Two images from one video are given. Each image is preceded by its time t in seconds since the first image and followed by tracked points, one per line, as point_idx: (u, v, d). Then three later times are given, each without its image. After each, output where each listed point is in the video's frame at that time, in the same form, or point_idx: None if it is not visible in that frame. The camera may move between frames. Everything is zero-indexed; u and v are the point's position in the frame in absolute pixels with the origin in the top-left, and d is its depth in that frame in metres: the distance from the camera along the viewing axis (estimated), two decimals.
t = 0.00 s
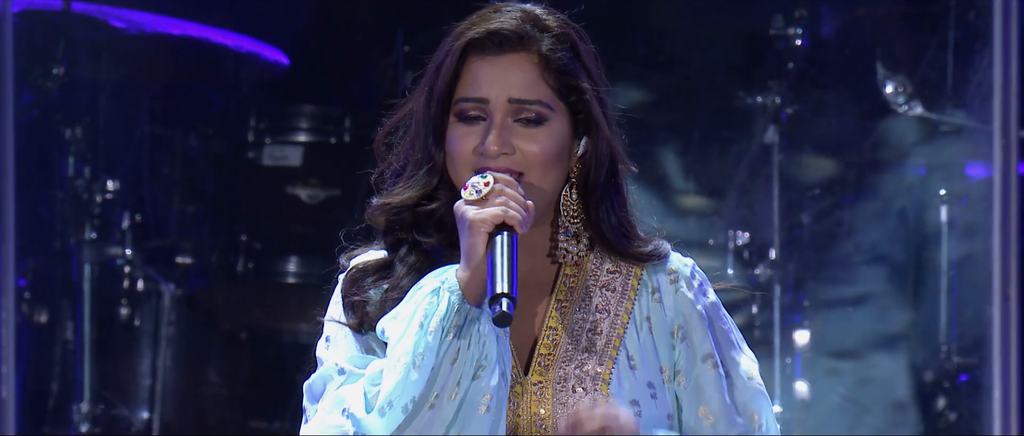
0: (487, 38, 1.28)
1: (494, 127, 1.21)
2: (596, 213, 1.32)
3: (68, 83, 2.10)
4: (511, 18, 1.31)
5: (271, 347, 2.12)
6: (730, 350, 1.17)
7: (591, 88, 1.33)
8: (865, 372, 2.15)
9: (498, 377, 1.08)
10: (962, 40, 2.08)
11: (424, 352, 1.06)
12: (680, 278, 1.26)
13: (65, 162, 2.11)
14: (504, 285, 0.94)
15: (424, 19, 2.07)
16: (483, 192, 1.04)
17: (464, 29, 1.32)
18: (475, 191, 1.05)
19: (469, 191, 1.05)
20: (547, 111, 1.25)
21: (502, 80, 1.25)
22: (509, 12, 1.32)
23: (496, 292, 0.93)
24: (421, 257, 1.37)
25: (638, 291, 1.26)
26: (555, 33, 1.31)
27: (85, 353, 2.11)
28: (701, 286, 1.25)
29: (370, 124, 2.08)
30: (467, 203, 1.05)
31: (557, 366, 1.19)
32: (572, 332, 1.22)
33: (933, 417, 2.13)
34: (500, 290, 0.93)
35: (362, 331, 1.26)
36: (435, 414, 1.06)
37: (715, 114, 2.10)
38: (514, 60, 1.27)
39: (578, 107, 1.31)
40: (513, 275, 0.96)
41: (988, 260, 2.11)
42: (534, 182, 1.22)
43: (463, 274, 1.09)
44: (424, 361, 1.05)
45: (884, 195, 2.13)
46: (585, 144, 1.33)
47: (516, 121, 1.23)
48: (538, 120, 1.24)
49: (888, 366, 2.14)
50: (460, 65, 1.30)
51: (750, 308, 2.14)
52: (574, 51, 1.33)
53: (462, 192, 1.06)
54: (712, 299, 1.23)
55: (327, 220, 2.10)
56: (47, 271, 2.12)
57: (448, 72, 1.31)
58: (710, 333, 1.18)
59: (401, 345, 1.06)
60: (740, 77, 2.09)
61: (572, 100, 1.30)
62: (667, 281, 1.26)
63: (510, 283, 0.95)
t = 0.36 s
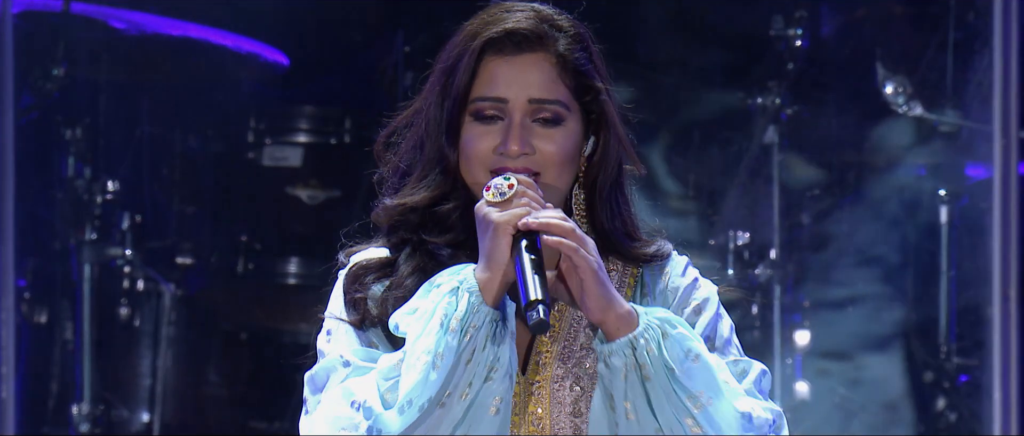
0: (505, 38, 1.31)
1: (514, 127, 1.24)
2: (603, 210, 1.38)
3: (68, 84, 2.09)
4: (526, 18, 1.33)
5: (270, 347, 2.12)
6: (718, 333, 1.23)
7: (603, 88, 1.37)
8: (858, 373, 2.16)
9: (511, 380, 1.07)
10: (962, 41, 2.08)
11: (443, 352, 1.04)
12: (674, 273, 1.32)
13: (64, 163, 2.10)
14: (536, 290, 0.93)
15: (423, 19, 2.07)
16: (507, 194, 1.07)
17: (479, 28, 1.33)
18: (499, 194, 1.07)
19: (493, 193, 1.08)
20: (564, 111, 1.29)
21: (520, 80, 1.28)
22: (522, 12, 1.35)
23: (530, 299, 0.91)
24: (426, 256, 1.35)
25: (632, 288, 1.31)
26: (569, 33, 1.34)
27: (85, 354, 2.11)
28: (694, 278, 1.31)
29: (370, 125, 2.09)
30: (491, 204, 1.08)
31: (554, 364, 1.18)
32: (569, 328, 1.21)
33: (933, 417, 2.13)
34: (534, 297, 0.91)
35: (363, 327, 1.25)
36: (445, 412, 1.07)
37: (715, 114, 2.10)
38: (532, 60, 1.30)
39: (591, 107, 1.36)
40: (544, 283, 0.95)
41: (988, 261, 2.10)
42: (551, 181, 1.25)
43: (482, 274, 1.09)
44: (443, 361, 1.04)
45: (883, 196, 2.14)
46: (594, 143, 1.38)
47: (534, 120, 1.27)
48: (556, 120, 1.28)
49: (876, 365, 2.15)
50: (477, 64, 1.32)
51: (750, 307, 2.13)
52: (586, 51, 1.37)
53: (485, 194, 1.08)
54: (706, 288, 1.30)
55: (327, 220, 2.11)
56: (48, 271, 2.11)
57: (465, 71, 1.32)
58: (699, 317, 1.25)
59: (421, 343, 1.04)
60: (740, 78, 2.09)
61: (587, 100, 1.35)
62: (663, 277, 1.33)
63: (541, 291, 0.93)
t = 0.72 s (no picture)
0: (505, 37, 1.31)
1: (514, 126, 1.25)
2: (598, 207, 1.39)
3: (68, 83, 2.07)
4: (525, 17, 1.33)
5: (271, 346, 2.13)
6: (709, 323, 1.25)
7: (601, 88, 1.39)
8: (857, 373, 2.17)
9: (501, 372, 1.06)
10: (962, 40, 2.05)
11: (428, 342, 1.05)
12: (666, 266, 1.33)
13: (64, 163, 2.09)
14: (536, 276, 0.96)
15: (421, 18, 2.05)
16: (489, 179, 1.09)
17: (478, 27, 1.33)
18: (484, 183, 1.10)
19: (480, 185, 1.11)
20: (564, 109, 1.29)
21: (520, 79, 1.29)
22: (521, 11, 1.35)
23: (530, 283, 0.94)
24: (419, 252, 1.36)
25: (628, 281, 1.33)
26: (568, 32, 1.35)
27: (85, 353, 2.11)
28: (686, 270, 1.32)
29: (370, 124, 2.09)
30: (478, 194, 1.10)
31: (546, 360, 1.19)
32: (563, 323, 1.21)
33: (932, 416, 2.13)
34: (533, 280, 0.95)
35: (356, 321, 1.26)
36: (434, 404, 1.06)
37: (715, 113, 2.10)
38: (531, 59, 1.31)
39: (589, 106, 1.37)
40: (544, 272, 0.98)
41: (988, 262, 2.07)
42: (551, 179, 1.26)
43: (471, 266, 1.09)
44: (428, 351, 1.04)
45: (883, 195, 2.14)
46: (590, 142, 1.40)
47: (534, 119, 1.27)
48: (555, 118, 1.28)
49: (877, 365, 2.16)
50: (477, 63, 1.32)
51: (749, 306, 2.13)
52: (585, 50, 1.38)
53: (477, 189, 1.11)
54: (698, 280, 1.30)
55: (327, 220, 2.10)
56: (46, 271, 2.08)
57: (465, 71, 1.32)
58: (689, 310, 1.25)
59: (405, 333, 1.05)
60: (738, 78, 2.10)
61: (586, 99, 1.37)
62: (654, 271, 1.34)
63: (541, 275, 0.97)
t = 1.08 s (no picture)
0: (517, 35, 1.33)
1: (527, 124, 1.27)
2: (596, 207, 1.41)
3: (68, 83, 2.07)
4: (536, 14, 1.34)
5: (273, 345, 2.13)
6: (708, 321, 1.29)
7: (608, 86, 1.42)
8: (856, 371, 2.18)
9: None
10: (961, 40, 2.05)
11: (368, 417, 1.05)
12: (666, 262, 1.35)
13: (64, 162, 2.08)
14: (570, 251, 0.97)
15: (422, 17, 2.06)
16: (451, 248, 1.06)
17: (488, 24, 1.34)
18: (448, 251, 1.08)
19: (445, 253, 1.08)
20: (573, 107, 1.31)
21: (533, 77, 1.30)
22: (531, 8, 1.36)
23: (565, 259, 0.96)
24: (411, 259, 1.36)
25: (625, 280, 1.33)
26: (576, 30, 1.37)
27: (85, 353, 2.11)
28: (686, 266, 1.34)
29: (370, 123, 2.09)
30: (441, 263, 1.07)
31: (545, 355, 1.21)
32: (560, 320, 1.23)
33: (932, 416, 2.14)
34: (568, 257, 0.96)
35: (335, 338, 1.30)
36: None
37: (715, 113, 2.10)
38: (542, 56, 1.33)
39: (596, 104, 1.40)
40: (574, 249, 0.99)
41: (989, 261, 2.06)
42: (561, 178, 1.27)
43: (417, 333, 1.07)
44: (367, 426, 1.05)
45: (883, 194, 2.14)
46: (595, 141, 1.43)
47: (545, 117, 1.29)
48: (566, 116, 1.30)
49: (876, 365, 2.17)
50: (489, 61, 1.33)
51: (749, 305, 2.13)
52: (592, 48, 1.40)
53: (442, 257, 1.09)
54: (698, 275, 1.33)
55: (327, 219, 2.10)
56: (46, 270, 2.07)
57: (477, 68, 1.33)
58: (689, 307, 1.29)
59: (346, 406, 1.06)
60: (739, 78, 2.10)
61: (594, 97, 1.39)
62: (655, 268, 1.35)
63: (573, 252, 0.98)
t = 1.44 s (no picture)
0: (524, 36, 1.34)
1: (535, 125, 1.27)
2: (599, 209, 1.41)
3: (68, 83, 2.08)
4: (541, 14, 1.35)
5: (273, 345, 2.14)
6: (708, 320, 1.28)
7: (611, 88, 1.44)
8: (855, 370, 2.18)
9: None
10: (961, 40, 2.07)
11: None
12: (665, 263, 1.35)
13: (64, 162, 2.08)
14: (585, 240, 1.01)
15: (422, 17, 2.06)
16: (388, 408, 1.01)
17: (493, 26, 1.35)
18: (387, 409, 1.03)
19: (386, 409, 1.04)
20: (579, 108, 1.32)
21: (540, 79, 1.31)
22: (535, 9, 1.37)
23: (581, 249, 1.00)
24: (406, 261, 1.39)
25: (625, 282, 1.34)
26: (581, 32, 1.39)
27: (84, 353, 2.10)
28: (685, 265, 1.34)
29: (369, 123, 2.09)
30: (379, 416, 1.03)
31: (542, 356, 1.27)
32: (557, 322, 1.29)
33: (931, 416, 2.14)
34: (584, 245, 1.00)
35: (325, 355, 1.30)
36: None
37: (714, 114, 2.10)
38: (549, 57, 1.34)
39: (599, 105, 1.43)
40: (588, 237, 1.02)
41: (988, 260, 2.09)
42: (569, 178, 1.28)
43: None
44: None
45: (882, 194, 2.13)
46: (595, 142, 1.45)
47: (552, 117, 1.30)
48: (572, 117, 1.31)
49: (875, 365, 2.17)
50: (496, 62, 1.33)
51: (748, 305, 2.13)
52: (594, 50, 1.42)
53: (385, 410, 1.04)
54: (698, 275, 1.33)
55: (327, 220, 2.11)
56: (46, 270, 2.08)
57: (485, 69, 1.33)
58: (688, 306, 1.29)
59: None
60: (738, 79, 2.09)
61: (597, 98, 1.42)
62: (654, 269, 1.35)
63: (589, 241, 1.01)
